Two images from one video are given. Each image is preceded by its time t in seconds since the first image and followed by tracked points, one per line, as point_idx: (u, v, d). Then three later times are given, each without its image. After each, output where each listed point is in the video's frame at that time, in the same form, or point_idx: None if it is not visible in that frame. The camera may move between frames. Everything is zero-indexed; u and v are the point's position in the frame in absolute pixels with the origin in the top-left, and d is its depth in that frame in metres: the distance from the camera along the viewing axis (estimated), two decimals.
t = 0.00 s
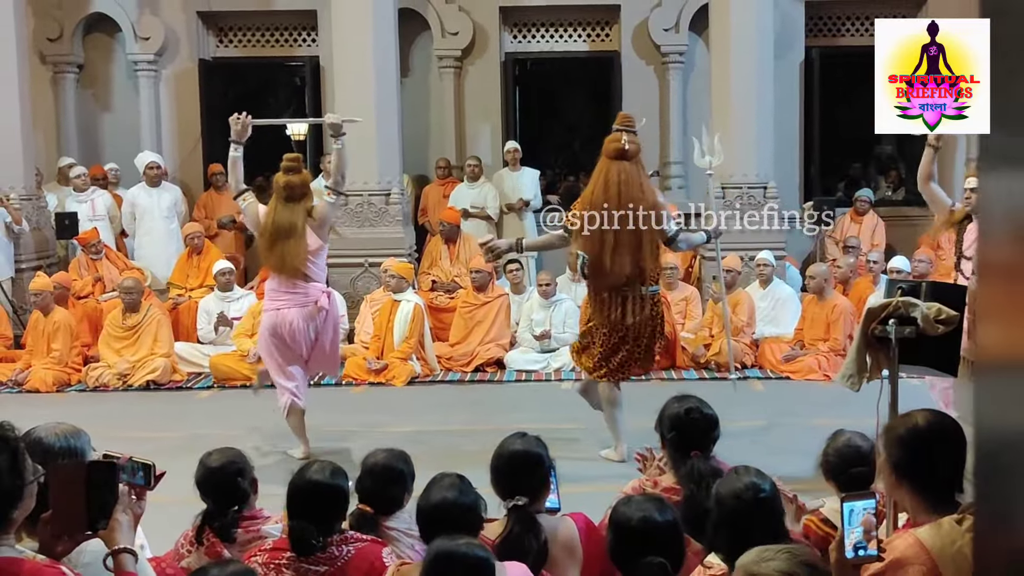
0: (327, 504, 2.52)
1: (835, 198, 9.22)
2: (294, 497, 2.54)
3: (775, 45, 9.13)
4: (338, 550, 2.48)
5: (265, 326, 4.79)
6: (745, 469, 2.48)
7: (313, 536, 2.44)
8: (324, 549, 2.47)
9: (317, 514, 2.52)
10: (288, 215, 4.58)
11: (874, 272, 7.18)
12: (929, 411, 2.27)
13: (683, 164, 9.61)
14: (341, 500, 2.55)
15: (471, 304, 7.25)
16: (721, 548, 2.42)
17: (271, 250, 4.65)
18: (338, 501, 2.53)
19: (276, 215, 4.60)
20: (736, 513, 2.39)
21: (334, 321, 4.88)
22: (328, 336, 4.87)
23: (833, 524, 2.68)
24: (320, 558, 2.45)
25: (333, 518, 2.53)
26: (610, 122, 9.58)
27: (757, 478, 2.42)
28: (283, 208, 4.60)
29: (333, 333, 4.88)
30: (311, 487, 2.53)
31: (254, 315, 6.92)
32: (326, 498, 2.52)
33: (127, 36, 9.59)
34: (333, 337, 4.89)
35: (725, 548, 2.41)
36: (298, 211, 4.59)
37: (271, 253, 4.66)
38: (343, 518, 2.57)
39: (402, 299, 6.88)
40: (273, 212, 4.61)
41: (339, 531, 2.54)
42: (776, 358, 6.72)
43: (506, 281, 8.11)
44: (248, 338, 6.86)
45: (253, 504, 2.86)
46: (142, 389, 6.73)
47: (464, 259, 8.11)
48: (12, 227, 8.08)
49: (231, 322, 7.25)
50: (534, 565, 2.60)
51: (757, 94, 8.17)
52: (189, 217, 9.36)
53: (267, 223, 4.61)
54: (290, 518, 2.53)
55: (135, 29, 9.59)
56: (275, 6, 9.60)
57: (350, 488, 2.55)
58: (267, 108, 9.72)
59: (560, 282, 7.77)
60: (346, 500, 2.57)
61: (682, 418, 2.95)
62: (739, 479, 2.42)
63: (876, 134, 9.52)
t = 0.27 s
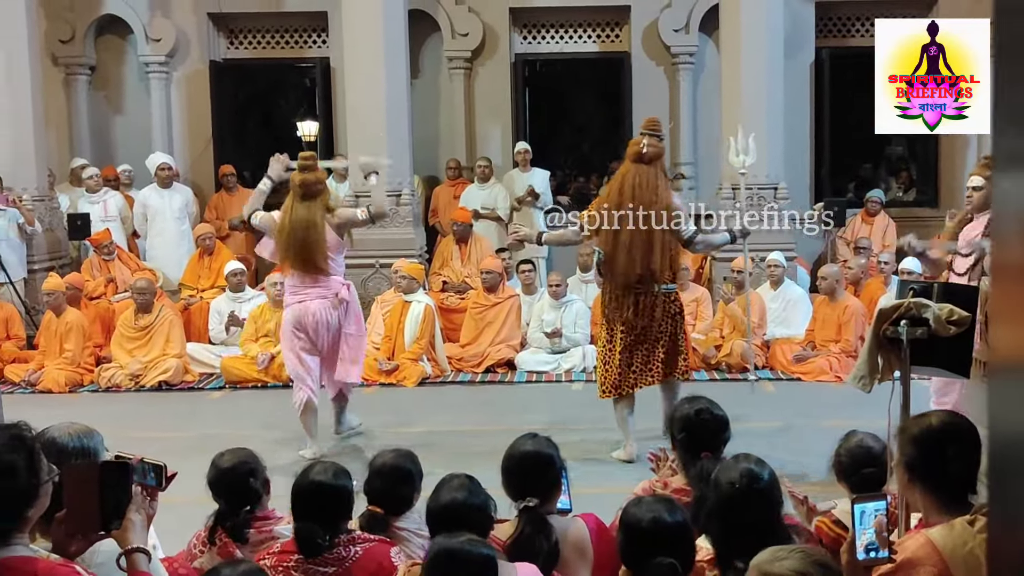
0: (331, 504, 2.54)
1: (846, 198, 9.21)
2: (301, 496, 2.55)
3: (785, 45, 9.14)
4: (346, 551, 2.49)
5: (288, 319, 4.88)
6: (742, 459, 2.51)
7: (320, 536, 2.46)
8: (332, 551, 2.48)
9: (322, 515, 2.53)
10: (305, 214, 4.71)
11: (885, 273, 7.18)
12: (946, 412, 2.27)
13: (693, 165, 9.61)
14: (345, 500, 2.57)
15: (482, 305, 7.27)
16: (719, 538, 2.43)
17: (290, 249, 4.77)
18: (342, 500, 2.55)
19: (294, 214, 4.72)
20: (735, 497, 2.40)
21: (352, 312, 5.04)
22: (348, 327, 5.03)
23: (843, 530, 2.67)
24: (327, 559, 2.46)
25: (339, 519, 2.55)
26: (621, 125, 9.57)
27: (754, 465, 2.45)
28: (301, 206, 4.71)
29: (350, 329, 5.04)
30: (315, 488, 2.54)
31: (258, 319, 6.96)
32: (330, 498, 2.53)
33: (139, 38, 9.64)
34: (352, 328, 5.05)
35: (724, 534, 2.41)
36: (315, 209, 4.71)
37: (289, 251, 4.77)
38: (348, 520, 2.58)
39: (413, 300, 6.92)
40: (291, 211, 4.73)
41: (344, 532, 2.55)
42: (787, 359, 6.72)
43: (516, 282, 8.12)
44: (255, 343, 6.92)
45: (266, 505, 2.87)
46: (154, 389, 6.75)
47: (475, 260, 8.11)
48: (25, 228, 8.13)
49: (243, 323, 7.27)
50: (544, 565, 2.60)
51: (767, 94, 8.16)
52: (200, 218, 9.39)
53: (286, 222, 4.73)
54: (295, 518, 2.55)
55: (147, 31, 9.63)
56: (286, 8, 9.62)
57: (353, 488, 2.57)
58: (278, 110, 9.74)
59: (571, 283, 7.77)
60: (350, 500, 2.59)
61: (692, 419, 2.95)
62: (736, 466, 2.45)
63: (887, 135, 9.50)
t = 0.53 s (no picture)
0: (330, 507, 2.55)
1: (857, 200, 9.19)
2: (302, 500, 2.56)
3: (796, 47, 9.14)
4: (351, 553, 2.50)
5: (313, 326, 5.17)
6: (768, 470, 2.45)
7: (322, 538, 2.47)
8: (336, 553, 2.49)
9: (323, 518, 2.54)
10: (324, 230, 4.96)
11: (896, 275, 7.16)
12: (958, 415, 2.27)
13: (704, 167, 9.60)
14: (345, 502, 2.59)
15: (492, 306, 7.26)
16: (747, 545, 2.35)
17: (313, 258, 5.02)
18: (342, 503, 2.56)
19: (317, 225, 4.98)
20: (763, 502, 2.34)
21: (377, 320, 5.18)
22: (371, 334, 5.18)
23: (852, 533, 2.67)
24: (332, 561, 2.47)
25: (339, 520, 2.56)
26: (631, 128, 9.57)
27: (780, 474, 2.39)
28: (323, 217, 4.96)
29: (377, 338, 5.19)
30: (315, 492, 2.55)
31: (254, 326, 7.00)
32: (330, 500, 2.55)
33: (151, 40, 9.67)
34: (377, 335, 5.19)
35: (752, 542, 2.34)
36: (334, 220, 4.94)
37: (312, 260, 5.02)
38: (348, 521, 2.59)
39: (424, 302, 6.95)
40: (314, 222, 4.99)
41: (347, 533, 2.56)
42: (797, 361, 6.72)
43: (527, 284, 8.13)
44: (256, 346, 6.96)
45: (277, 506, 2.87)
46: (165, 390, 6.78)
47: (486, 262, 8.12)
48: (37, 229, 8.16)
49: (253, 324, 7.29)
50: (555, 567, 2.61)
51: (777, 95, 8.16)
52: (211, 219, 9.42)
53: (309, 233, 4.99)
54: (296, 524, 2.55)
55: (159, 33, 9.67)
56: (297, 10, 9.65)
57: (351, 490, 2.59)
58: (289, 112, 9.75)
59: (581, 285, 7.78)
60: (349, 502, 2.60)
61: (703, 422, 2.95)
62: (763, 475, 2.38)
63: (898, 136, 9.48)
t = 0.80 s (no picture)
0: (324, 507, 2.55)
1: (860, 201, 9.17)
2: (298, 500, 2.56)
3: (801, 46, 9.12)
4: (348, 553, 2.49)
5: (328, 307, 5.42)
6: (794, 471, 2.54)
7: (318, 539, 2.48)
8: (334, 553, 2.48)
9: (318, 518, 2.55)
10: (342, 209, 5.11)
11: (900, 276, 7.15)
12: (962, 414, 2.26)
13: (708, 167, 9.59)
14: (339, 502, 2.58)
15: (496, 306, 7.27)
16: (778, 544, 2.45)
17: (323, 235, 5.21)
18: (335, 503, 2.56)
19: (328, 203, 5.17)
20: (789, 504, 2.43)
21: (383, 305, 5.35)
22: (376, 318, 5.35)
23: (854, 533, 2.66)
24: (329, 562, 2.47)
25: (334, 519, 2.56)
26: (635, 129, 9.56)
27: (806, 475, 2.48)
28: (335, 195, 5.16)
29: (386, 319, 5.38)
30: (307, 493, 2.55)
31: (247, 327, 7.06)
32: (325, 499, 2.55)
33: (155, 38, 9.68)
34: (383, 319, 5.36)
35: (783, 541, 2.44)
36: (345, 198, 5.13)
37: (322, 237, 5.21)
38: (346, 519, 2.60)
39: (426, 301, 6.96)
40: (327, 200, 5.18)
41: (343, 532, 2.56)
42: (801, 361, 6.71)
43: (531, 283, 8.12)
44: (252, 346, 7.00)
45: (278, 505, 2.86)
46: (168, 388, 6.78)
47: (489, 260, 8.12)
48: (41, 227, 8.18)
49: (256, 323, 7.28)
50: (556, 565, 2.60)
51: (782, 94, 8.16)
52: (215, 218, 9.43)
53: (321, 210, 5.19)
54: (293, 526, 2.57)
55: (164, 32, 9.67)
56: (302, 8, 9.64)
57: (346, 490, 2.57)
58: (293, 110, 9.75)
59: (585, 284, 7.79)
60: (344, 502, 2.60)
61: (706, 421, 2.95)
62: (789, 477, 2.48)
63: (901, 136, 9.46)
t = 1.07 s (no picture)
0: (326, 501, 2.54)
1: (859, 198, 9.18)
2: (298, 494, 2.56)
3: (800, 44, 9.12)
4: (349, 548, 2.49)
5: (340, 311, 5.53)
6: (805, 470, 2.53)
7: (320, 533, 2.47)
8: (334, 548, 2.48)
9: (321, 513, 2.54)
10: (353, 218, 5.15)
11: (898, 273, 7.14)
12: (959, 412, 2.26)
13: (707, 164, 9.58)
14: (342, 497, 2.58)
15: (495, 303, 7.27)
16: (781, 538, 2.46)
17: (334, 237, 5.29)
18: (338, 497, 2.55)
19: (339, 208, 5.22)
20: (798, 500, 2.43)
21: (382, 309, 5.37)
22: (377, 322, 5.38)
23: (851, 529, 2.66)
24: (329, 557, 2.47)
25: (337, 515, 2.56)
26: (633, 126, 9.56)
27: (818, 474, 2.47)
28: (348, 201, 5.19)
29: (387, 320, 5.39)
30: (312, 487, 2.55)
31: (241, 322, 7.05)
32: (328, 494, 2.54)
33: (154, 33, 9.67)
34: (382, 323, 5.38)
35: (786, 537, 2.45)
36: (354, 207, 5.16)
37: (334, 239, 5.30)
38: (348, 517, 2.60)
39: (425, 297, 6.95)
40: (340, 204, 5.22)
41: (344, 527, 2.56)
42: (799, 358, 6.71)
43: (529, 279, 8.12)
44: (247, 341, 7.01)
45: (278, 501, 2.87)
46: (166, 384, 6.78)
47: (488, 257, 8.12)
48: (39, 222, 8.17)
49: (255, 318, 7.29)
50: (553, 560, 2.61)
51: (781, 93, 8.16)
52: (213, 213, 9.42)
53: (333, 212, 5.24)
54: (294, 520, 2.56)
55: (163, 27, 9.66)
56: (301, 4, 9.63)
57: (349, 485, 2.57)
58: (291, 105, 9.73)
59: (583, 281, 7.78)
60: (346, 497, 2.60)
61: (702, 417, 2.95)
62: (801, 475, 2.47)
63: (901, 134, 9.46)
